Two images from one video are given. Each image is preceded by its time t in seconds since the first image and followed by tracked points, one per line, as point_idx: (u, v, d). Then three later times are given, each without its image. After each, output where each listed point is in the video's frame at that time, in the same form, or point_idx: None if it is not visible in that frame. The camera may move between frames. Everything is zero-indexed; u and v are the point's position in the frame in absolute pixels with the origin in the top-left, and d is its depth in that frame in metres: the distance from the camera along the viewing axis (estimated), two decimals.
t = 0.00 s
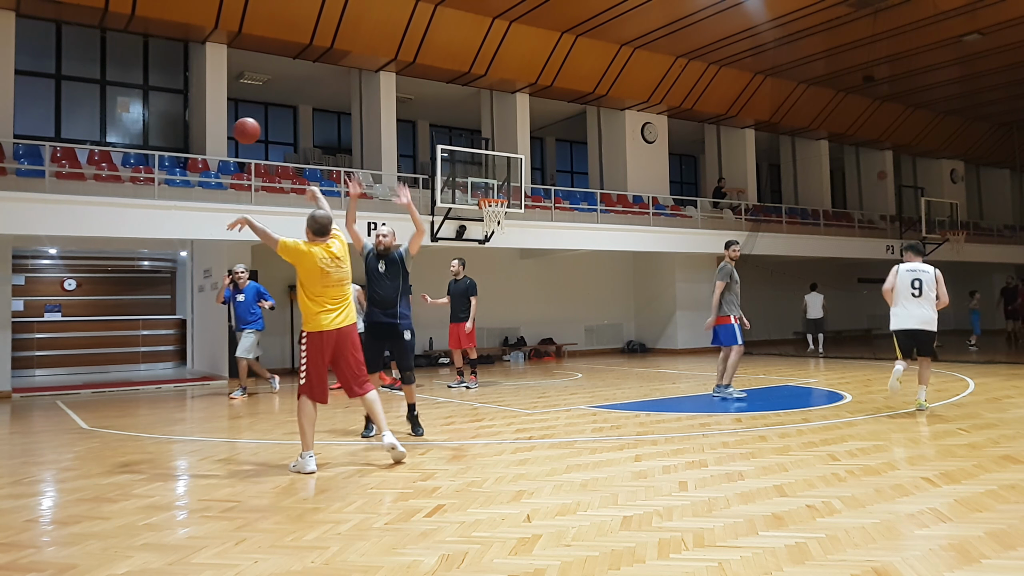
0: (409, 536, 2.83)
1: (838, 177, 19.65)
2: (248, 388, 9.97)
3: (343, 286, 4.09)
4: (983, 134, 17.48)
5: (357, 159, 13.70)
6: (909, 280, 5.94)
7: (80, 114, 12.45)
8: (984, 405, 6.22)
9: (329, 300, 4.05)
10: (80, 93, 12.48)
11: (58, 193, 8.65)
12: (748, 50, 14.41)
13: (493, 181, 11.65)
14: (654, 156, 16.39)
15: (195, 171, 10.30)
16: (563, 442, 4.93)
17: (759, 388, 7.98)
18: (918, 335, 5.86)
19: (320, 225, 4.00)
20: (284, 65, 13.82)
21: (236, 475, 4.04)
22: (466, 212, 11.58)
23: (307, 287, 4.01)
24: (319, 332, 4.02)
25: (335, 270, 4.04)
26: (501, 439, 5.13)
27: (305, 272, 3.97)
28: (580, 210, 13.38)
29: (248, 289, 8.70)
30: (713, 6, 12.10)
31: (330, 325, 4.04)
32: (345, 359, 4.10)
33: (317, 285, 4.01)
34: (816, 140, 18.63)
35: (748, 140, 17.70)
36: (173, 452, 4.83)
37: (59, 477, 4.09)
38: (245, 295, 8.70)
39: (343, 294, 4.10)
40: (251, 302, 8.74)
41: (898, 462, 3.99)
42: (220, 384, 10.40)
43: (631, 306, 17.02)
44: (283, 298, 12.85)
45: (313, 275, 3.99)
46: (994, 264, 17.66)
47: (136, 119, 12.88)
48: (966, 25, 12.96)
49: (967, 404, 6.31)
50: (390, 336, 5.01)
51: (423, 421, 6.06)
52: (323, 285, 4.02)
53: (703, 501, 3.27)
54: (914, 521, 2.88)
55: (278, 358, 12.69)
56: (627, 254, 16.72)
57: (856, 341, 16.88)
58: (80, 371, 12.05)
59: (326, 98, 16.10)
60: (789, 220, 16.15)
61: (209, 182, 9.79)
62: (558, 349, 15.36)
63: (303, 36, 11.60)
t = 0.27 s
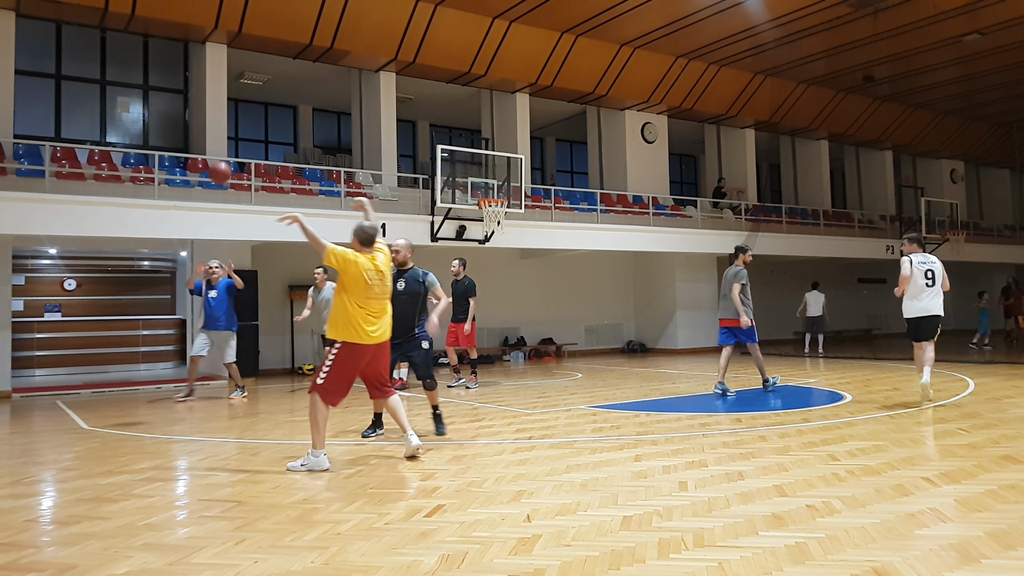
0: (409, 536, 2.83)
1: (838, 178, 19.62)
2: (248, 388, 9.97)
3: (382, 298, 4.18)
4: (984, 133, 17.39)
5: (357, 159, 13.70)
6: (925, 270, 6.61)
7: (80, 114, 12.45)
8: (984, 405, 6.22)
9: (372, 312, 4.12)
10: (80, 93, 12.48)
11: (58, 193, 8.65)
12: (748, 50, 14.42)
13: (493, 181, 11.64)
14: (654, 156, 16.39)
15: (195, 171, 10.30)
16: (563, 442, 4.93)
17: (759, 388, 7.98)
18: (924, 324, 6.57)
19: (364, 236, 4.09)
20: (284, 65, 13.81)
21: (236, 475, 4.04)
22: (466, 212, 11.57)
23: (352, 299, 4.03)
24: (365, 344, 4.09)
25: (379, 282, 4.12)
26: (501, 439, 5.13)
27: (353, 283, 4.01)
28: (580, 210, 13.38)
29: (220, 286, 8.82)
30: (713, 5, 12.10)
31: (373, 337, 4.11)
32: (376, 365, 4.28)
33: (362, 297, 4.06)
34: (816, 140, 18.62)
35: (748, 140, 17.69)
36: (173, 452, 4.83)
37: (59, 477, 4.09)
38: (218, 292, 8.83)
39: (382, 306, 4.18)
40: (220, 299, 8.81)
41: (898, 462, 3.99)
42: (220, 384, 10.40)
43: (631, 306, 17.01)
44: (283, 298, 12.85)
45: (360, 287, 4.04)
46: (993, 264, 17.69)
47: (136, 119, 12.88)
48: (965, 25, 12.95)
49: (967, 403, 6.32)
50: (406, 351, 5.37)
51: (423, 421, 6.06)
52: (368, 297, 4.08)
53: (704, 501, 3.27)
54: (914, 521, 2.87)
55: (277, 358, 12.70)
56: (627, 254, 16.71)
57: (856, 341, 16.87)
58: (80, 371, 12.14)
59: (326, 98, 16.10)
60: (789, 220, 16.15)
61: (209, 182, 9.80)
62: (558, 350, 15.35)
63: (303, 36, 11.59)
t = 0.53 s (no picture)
0: (409, 536, 2.83)
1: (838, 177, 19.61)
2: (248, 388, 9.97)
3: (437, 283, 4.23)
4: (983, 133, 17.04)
5: (357, 159, 13.70)
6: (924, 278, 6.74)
7: (80, 114, 12.46)
8: (984, 405, 6.22)
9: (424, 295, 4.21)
10: (80, 93, 12.48)
11: (57, 193, 8.65)
12: (748, 50, 14.41)
13: (493, 181, 11.64)
14: (654, 156, 16.39)
15: (195, 171, 10.31)
16: (563, 442, 4.93)
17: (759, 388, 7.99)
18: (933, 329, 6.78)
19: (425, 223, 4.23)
20: (284, 65, 13.81)
21: (236, 474, 4.04)
22: (466, 212, 11.56)
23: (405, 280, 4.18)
24: (410, 324, 4.17)
25: (433, 266, 4.18)
26: (501, 439, 5.13)
27: (404, 264, 4.13)
28: (580, 210, 13.39)
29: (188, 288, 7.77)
30: (713, 5, 12.09)
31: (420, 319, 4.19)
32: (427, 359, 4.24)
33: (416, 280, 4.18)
34: (816, 140, 18.63)
35: (748, 140, 17.69)
36: (173, 452, 4.83)
37: (60, 477, 4.09)
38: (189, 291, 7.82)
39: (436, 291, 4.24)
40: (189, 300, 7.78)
41: (898, 462, 3.99)
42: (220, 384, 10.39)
43: (631, 306, 17.01)
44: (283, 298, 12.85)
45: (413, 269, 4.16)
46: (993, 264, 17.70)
47: (136, 119, 12.88)
48: (966, 25, 12.94)
49: (967, 403, 6.32)
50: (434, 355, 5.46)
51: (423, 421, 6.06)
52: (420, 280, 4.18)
53: (704, 501, 3.27)
54: (913, 521, 2.87)
55: (278, 358, 12.71)
56: (627, 254, 16.70)
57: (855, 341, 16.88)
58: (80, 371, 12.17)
59: (326, 98, 16.10)
60: (789, 220, 16.15)
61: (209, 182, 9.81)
62: (558, 350, 15.34)
63: (303, 36, 11.59)
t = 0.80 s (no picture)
0: (410, 536, 2.83)
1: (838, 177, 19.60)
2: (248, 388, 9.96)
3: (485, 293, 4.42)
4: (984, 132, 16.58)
5: (357, 159, 13.70)
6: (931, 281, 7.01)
7: (80, 114, 12.45)
8: (984, 405, 6.23)
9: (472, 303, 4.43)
10: (80, 93, 12.47)
11: (57, 193, 8.65)
12: (748, 50, 14.41)
13: (493, 181, 11.64)
14: (654, 156, 16.39)
15: (195, 171, 10.32)
16: (563, 442, 4.93)
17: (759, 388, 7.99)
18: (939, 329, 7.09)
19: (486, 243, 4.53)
20: (284, 65, 13.82)
21: (236, 474, 4.04)
22: (466, 212, 11.57)
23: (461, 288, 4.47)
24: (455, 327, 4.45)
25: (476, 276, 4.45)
26: (501, 439, 5.13)
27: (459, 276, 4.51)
28: (580, 210, 13.39)
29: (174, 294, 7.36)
30: (713, 5, 12.10)
31: (459, 324, 4.38)
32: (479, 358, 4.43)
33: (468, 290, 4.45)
34: (816, 140, 18.63)
35: (748, 140, 17.69)
36: (173, 452, 4.83)
37: (60, 477, 4.09)
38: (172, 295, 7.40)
39: (483, 301, 4.40)
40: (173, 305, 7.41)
41: (898, 462, 3.99)
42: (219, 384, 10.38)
43: (631, 306, 17.01)
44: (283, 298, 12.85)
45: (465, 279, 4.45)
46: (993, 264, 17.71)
47: (136, 119, 12.88)
48: (965, 24, 12.94)
49: (968, 403, 6.32)
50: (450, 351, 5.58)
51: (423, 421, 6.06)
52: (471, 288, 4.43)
53: (704, 501, 3.27)
54: (913, 521, 2.87)
55: (278, 358, 12.72)
56: (627, 254, 16.69)
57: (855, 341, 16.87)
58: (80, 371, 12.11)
59: (326, 98, 16.10)
60: (789, 220, 16.14)
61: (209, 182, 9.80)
62: (558, 350, 15.33)
63: (303, 36, 11.60)
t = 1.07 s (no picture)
0: (410, 536, 2.83)
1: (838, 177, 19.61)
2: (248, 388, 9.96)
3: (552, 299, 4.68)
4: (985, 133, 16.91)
5: (357, 159, 13.70)
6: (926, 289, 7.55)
7: (80, 114, 12.46)
8: (984, 405, 6.22)
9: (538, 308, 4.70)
10: (79, 93, 12.47)
11: (57, 193, 8.65)
12: (748, 50, 14.42)
13: (493, 181, 11.63)
14: (654, 156, 16.38)
15: (195, 171, 10.33)
16: (563, 442, 4.93)
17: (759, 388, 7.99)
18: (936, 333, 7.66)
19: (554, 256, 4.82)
20: (284, 65, 13.82)
21: (236, 474, 4.04)
22: (466, 212, 11.57)
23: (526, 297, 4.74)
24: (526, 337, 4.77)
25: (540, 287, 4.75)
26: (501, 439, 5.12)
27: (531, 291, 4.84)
28: (580, 210, 13.39)
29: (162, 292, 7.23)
30: (713, 5, 12.09)
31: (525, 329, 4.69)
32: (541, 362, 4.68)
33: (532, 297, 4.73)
34: (816, 140, 18.65)
35: (748, 140, 17.70)
36: (173, 452, 4.83)
37: (59, 477, 4.09)
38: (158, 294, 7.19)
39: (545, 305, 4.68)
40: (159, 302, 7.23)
41: (898, 462, 3.99)
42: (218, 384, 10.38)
43: (631, 307, 17.01)
44: (283, 298, 12.85)
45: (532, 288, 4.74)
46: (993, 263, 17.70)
47: (136, 119, 12.88)
48: (965, 25, 12.93)
49: (968, 404, 6.32)
50: (469, 344, 5.50)
51: (424, 421, 6.06)
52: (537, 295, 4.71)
53: (704, 501, 3.27)
54: (914, 521, 2.87)
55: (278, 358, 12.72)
56: (627, 254, 16.69)
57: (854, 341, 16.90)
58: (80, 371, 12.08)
59: (326, 98, 16.10)
60: (789, 219, 16.14)
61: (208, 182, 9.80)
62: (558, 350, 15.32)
63: (302, 36, 11.60)
